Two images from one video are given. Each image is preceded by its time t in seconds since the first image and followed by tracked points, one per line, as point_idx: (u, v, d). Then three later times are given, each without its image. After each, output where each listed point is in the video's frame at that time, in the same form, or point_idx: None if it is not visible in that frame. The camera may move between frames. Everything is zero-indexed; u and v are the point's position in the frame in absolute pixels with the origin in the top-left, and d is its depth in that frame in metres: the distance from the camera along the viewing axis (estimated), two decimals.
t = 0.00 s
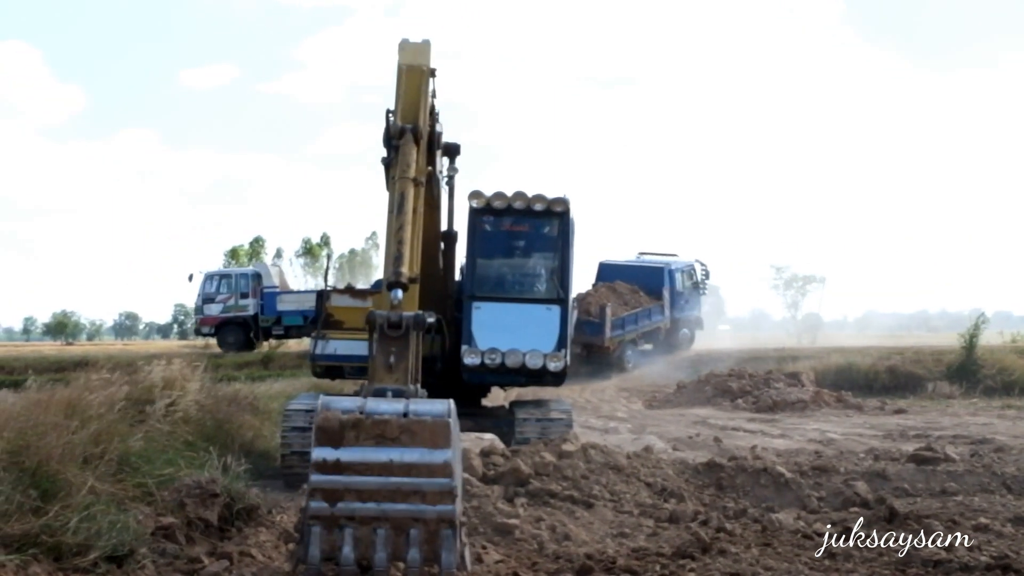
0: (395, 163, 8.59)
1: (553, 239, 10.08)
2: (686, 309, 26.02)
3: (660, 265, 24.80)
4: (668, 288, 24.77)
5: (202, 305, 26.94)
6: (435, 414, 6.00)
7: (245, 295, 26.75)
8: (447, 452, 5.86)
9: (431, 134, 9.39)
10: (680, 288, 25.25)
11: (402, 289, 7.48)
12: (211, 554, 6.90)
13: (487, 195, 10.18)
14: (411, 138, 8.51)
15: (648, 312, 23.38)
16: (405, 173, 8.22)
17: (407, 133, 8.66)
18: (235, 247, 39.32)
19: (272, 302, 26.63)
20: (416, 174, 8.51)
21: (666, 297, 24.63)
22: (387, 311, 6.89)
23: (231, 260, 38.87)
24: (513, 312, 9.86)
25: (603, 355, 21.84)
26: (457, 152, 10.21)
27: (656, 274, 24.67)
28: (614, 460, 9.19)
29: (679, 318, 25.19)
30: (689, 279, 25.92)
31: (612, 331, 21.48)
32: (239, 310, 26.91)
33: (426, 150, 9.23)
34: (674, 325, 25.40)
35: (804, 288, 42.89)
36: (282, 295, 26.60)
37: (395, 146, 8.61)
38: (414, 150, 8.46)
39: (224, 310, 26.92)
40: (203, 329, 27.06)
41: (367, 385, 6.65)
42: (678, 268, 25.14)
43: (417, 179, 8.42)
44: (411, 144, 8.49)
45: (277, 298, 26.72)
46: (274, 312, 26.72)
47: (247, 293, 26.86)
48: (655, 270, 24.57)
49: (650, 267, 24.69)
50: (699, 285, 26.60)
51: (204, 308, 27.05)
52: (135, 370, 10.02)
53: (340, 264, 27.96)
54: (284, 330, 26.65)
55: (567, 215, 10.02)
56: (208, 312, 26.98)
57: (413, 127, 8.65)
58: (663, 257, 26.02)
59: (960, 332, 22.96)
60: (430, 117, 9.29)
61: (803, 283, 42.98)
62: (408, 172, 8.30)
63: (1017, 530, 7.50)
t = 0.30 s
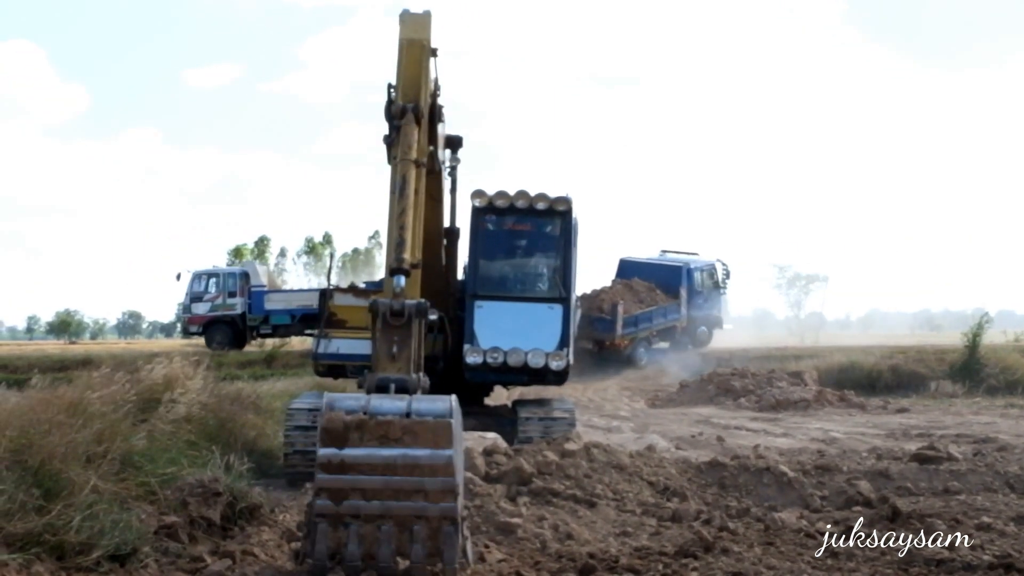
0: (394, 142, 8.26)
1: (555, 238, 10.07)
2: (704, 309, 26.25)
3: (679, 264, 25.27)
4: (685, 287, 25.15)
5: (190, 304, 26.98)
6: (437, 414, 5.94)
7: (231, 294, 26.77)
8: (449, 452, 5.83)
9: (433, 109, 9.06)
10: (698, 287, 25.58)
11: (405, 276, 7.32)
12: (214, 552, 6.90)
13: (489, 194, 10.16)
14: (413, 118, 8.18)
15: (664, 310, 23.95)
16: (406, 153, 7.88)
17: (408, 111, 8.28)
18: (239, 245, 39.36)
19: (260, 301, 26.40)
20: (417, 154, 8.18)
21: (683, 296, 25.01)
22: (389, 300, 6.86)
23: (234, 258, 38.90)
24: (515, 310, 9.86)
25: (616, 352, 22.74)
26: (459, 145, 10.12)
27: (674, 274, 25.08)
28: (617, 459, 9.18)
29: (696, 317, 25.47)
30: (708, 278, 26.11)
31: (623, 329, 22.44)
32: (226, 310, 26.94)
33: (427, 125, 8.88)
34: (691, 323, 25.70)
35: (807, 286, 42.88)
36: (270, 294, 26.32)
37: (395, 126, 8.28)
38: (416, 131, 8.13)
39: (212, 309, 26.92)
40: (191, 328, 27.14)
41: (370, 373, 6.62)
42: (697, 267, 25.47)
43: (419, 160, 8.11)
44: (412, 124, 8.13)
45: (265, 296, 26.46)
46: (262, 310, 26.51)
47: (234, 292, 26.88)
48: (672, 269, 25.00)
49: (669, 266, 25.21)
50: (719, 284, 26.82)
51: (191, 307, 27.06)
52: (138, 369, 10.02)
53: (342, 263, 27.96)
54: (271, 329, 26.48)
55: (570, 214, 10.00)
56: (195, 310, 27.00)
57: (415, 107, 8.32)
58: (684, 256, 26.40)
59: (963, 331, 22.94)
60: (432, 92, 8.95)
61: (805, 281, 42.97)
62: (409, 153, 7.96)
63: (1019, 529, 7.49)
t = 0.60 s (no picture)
0: (387, 124, 8.03)
1: (554, 236, 10.06)
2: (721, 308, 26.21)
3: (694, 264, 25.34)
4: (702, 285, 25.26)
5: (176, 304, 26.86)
6: (428, 411, 5.92)
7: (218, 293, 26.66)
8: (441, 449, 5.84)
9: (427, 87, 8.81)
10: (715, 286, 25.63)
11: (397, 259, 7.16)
12: (214, 551, 6.91)
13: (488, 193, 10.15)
14: (406, 101, 7.94)
15: (675, 308, 24.11)
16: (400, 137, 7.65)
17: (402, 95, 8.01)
18: (238, 244, 39.33)
19: (247, 299, 26.58)
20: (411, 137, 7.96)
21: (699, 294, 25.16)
22: (382, 286, 6.79)
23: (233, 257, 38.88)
24: (514, 309, 9.87)
25: (624, 349, 23.08)
26: (457, 139, 10.01)
27: (689, 272, 25.23)
28: (616, 458, 9.19)
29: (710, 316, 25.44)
30: (726, 279, 26.06)
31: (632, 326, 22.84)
32: (213, 309, 26.78)
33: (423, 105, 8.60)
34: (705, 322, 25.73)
35: (807, 285, 42.89)
36: (257, 293, 26.47)
37: (388, 107, 8.03)
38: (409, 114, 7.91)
39: (198, 308, 26.80)
40: (178, 328, 26.93)
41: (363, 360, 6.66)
42: (713, 266, 25.45)
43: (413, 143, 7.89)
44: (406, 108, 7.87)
45: (253, 295, 26.59)
46: (249, 309, 26.66)
47: (222, 291, 26.73)
48: (688, 268, 25.17)
49: (684, 265, 25.32)
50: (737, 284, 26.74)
51: (179, 306, 26.93)
52: (136, 367, 10.01)
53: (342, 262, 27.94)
54: (259, 328, 26.61)
55: (569, 213, 10.00)
56: (183, 309, 26.87)
57: (409, 88, 8.06)
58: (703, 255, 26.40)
59: (962, 330, 22.95)
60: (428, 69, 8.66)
61: (804, 280, 42.99)
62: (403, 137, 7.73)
63: (1018, 528, 7.49)
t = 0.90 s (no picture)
0: (377, 111, 7.67)
1: (551, 234, 10.05)
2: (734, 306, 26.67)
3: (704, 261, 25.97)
4: (713, 281, 25.86)
5: (166, 301, 26.83)
6: (416, 415, 5.92)
7: (209, 291, 26.54)
8: (428, 454, 5.87)
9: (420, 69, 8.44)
10: (728, 284, 26.16)
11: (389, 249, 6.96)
12: (211, 548, 6.90)
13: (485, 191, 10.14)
14: (398, 87, 7.56)
15: (685, 303, 24.60)
16: (392, 126, 7.36)
17: (394, 81, 7.61)
18: (235, 241, 39.30)
19: (237, 296, 26.62)
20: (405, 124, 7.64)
21: (709, 290, 25.74)
22: (372, 280, 6.62)
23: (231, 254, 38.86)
24: (511, 307, 9.87)
25: (629, 340, 23.19)
26: (455, 132, 9.75)
27: (700, 269, 25.88)
28: (614, 456, 9.18)
29: (721, 313, 25.94)
30: (740, 276, 26.62)
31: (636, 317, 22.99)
32: (203, 306, 26.72)
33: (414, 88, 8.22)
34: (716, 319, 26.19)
35: (804, 283, 42.95)
36: (247, 290, 26.56)
37: (379, 94, 7.67)
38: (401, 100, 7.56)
39: (188, 305, 26.72)
40: (168, 325, 26.82)
41: (353, 353, 6.48)
42: (725, 264, 26.06)
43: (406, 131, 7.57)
44: (399, 96, 7.52)
45: (242, 293, 26.66)
46: (238, 306, 26.71)
47: (212, 289, 26.64)
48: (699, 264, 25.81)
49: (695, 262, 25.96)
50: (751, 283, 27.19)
51: (168, 304, 26.88)
52: (133, 364, 10.01)
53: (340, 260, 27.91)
54: (249, 324, 26.70)
55: (566, 211, 9.99)
56: (172, 307, 26.79)
57: (400, 74, 7.66)
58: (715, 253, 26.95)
59: (960, 328, 22.97)
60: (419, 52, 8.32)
61: (801, 279, 43.04)
62: (395, 126, 7.40)
63: (1016, 527, 7.49)
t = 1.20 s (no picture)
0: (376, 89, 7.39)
1: (552, 234, 10.05)
2: (751, 304, 27.27)
3: (717, 259, 26.76)
4: (726, 278, 26.63)
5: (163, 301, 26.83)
6: (414, 410, 5.93)
7: (206, 290, 26.56)
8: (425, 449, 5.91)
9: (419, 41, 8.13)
10: (743, 281, 26.89)
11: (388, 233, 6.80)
12: (212, 548, 6.90)
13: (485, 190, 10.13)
14: (398, 66, 7.28)
15: (698, 300, 25.36)
16: (391, 106, 7.11)
17: (394, 60, 7.31)
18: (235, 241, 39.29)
19: (234, 295, 26.61)
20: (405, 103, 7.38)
21: (722, 287, 26.49)
22: (371, 264, 6.49)
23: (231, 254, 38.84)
24: (513, 307, 9.87)
25: (638, 334, 23.96)
26: (456, 125, 9.68)
27: (713, 267, 26.70)
28: (615, 456, 9.18)
29: (736, 310, 26.66)
30: (758, 274, 27.32)
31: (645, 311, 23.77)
32: (200, 306, 26.74)
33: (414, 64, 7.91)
34: (731, 317, 26.88)
35: (805, 283, 42.94)
36: (244, 289, 26.55)
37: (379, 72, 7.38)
38: (400, 79, 7.30)
39: (185, 305, 26.75)
40: (167, 324, 26.88)
41: (352, 336, 6.29)
42: (740, 262, 26.82)
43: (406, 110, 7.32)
44: (398, 75, 7.24)
45: (238, 292, 26.65)
46: (235, 306, 26.69)
47: (209, 288, 26.65)
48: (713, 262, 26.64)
49: (708, 260, 26.81)
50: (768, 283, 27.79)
51: (166, 303, 26.88)
52: (134, 364, 10.01)
53: (341, 260, 27.90)
54: (246, 323, 26.69)
55: (567, 210, 9.98)
56: (170, 306, 26.80)
57: (400, 53, 7.38)
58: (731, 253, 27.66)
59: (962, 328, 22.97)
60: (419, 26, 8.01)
61: (802, 278, 43.02)
62: (394, 106, 7.14)
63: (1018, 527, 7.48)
